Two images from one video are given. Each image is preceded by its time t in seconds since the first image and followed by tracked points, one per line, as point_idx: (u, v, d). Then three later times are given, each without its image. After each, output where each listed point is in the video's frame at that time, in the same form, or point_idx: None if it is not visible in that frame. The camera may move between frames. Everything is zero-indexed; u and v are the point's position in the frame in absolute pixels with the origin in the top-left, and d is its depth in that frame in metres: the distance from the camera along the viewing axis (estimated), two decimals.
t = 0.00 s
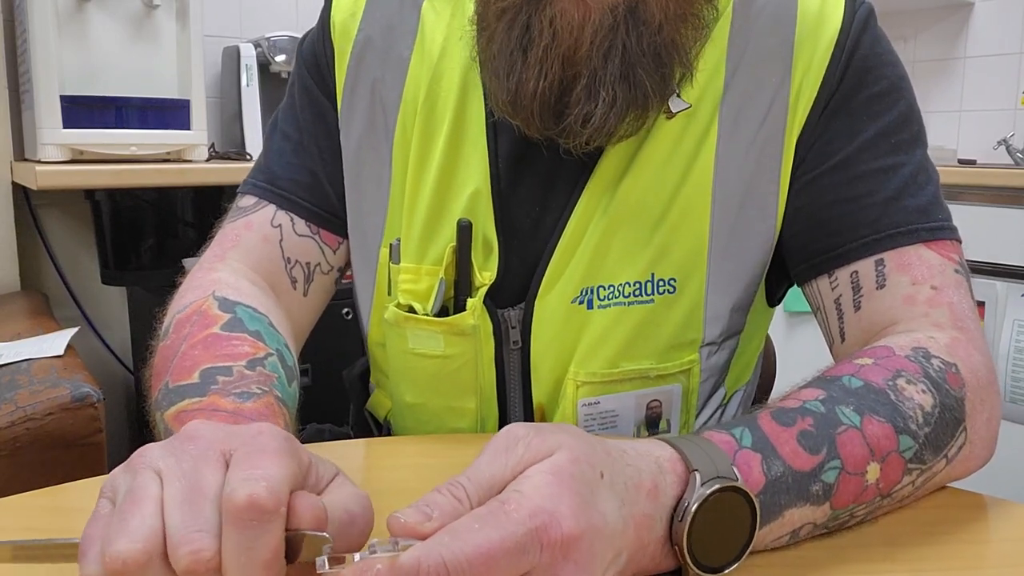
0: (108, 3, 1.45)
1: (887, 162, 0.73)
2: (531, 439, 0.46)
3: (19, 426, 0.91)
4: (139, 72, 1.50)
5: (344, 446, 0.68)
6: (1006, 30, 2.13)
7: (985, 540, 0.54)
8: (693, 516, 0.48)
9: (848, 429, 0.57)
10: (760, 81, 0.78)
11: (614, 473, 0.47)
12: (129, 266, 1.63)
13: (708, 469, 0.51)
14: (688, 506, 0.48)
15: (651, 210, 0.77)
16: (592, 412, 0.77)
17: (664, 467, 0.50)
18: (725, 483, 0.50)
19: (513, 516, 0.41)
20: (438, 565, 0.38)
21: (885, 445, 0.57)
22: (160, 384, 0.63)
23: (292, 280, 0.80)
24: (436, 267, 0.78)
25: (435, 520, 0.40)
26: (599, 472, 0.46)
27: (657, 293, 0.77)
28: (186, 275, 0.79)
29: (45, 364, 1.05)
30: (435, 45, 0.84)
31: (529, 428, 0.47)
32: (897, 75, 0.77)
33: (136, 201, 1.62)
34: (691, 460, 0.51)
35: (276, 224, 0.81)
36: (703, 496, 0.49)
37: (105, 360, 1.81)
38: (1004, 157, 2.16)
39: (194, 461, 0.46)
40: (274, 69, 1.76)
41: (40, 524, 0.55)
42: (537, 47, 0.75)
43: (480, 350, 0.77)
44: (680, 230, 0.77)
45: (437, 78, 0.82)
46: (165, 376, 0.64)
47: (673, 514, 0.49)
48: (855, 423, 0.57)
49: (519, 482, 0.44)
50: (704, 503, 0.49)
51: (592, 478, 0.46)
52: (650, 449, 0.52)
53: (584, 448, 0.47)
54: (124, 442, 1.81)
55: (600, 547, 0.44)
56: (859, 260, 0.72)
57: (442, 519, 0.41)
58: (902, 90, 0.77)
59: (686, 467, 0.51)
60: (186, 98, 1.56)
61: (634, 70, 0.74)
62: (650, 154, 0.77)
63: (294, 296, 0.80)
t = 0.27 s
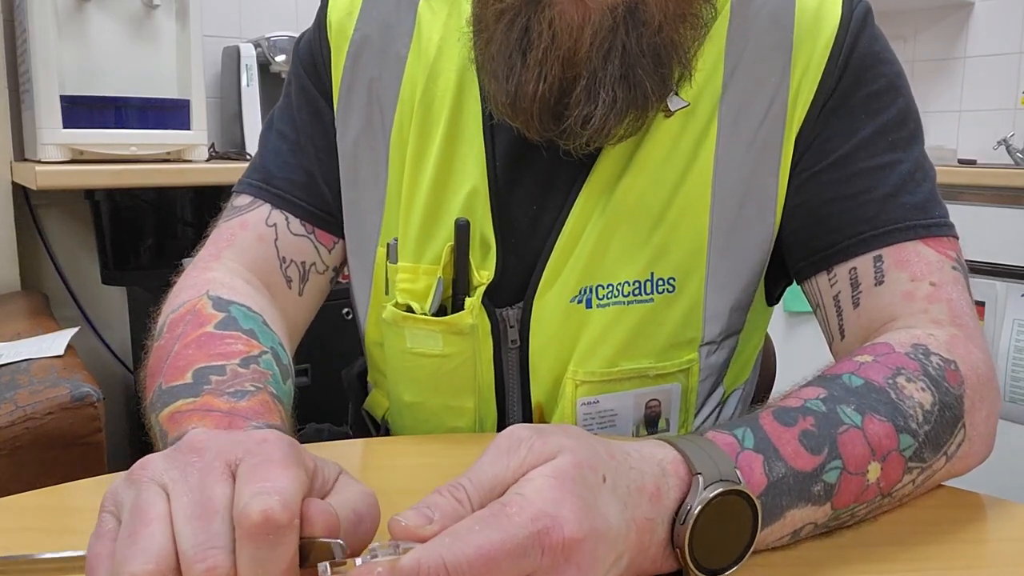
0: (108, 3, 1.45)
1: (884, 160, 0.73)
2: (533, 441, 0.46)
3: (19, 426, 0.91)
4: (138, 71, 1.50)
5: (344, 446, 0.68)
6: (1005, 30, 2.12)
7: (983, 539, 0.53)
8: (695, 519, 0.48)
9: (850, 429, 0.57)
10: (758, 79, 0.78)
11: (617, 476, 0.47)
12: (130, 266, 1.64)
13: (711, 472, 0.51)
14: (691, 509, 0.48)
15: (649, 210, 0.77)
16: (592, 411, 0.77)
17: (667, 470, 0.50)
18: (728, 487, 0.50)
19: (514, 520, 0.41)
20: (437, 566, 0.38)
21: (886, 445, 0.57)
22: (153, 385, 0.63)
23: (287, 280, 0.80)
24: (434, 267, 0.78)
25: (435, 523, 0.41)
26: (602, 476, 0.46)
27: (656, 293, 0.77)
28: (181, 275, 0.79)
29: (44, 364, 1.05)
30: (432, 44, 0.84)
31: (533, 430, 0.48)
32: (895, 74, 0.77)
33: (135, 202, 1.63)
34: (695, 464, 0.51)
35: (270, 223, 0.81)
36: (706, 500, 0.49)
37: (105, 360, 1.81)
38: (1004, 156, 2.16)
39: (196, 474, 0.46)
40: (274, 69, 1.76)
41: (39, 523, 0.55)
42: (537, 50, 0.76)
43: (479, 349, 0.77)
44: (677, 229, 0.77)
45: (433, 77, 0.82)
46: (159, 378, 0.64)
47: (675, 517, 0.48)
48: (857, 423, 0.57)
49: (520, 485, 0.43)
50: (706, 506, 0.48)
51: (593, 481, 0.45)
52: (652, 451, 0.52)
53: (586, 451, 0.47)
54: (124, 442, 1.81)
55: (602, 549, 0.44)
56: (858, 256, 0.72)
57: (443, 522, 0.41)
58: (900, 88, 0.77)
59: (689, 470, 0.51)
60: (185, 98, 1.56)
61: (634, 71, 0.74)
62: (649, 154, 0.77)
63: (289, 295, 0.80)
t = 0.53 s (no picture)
0: (108, 3, 1.45)
1: (883, 160, 0.73)
2: (541, 441, 0.46)
3: (19, 426, 0.92)
4: (138, 71, 1.50)
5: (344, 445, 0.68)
6: (1005, 30, 2.12)
7: (979, 539, 0.54)
8: (694, 518, 0.48)
9: (846, 429, 0.57)
10: (757, 79, 0.78)
11: (617, 476, 0.47)
12: (130, 266, 1.64)
13: (709, 471, 0.51)
14: (690, 509, 0.48)
15: (649, 209, 0.77)
16: (592, 411, 0.77)
17: (664, 469, 0.50)
18: (726, 486, 0.50)
19: (517, 521, 0.40)
20: (440, 566, 0.38)
21: (884, 444, 0.57)
22: (158, 383, 0.63)
23: (287, 280, 0.80)
24: (435, 266, 0.78)
25: (441, 520, 0.40)
26: (604, 476, 0.46)
27: (655, 292, 0.77)
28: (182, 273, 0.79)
29: (45, 364, 1.05)
30: (431, 44, 0.84)
31: (539, 429, 0.47)
32: (894, 74, 0.77)
33: (135, 202, 1.63)
34: (692, 463, 0.51)
35: (270, 223, 0.81)
36: (703, 499, 0.49)
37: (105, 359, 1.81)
38: (1004, 157, 2.16)
39: (240, 459, 0.44)
40: (274, 69, 1.76)
41: (39, 524, 0.55)
42: (536, 46, 0.75)
43: (480, 349, 0.77)
44: (678, 228, 0.77)
45: (433, 78, 0.82)
46: (162, 378, 0.63)
47: (674, 516, 0.48)
48: (852, 423, 0.57)
49: (520, 485, 0.43)
50: (705, 505, 0.49)
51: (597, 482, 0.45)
52: (650, 451, 0.52)
53: (591, 451, 0.47)
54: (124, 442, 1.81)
55: (600, 549, 0.44)
56: (855, 259, 0.72)
57: (448, 520, 0.40)
58: (899, 89, 0.77)
59: (687, 469, 0.51)
60: (185, 98, 1.56)
61: (633, 68, 0.74)
62: (649, 153, 0.77)
63: (289, 294, 0.80)
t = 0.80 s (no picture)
0: (108, 3, 1.45)
1: (887, 164, 0.73)
2: (562, 439, 0.46)
3: (19, 426, 0.92)
4: (138, 71, 1.50)
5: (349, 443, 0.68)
6: (1005, 31, 2.13)
7: (982, 540, 0.54)
8: (700, 523, 0.48)
9: (851, 433, 0.57)
10: (762, 82, 0.78)
11: (632, 482, 0.47)
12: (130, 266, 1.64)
13: (717, 479, 0.51)
14: (696, 515, 0.48)
15: (654, 209, 0.77)
16: (594, 411, 0.77)
17: (674, 475, 0.50)
18: (733, 492, 0.50)
19: (532, 525, 0.41)
20: (451, 566, 0.38)
21: (888, 449, 0.57)
22: (164, 384, 0.63)
23: (295, 282, 0.80)
24: (440, 267, 0.78)
25: (455, 514, 0.41)
26: (621, 483, 0.46)
27: (659, 293, 0.77)
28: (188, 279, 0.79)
29: (45, 364, 1.05)
30: (437, 44, 0.84)
31: (560, 428, 0.47)
32: (898, 79, 0.77)
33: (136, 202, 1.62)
34: (700, 469, 0.51)
35: (278, 227, 0.81)
36: (711, 505, 0.49)
37: (104, 359, 1.81)
38: (1004, 157, 2.16)
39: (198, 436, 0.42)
40: (274, 69, 1.76)
41: (43, 525, 0.55)
42: (540, 43, 0.75)
43: (485, 349, 0.77)
44: (682, 229, 0.77)
45: (439, 80, 0.82)
46: (169, 378, 0.63)
47: (680, 522, 0.48)
48: (858, 428, 0.57)
49: (528, 489, 0.43)
50: (711, 510, 0.49)
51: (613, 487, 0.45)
52: (659, 456, 0.51)
53: (609, 456, 0.47)
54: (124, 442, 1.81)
55: (609, 553, 0.44)
56: (859, 264, 0.72)
57: (461, 514, 0.41)
58: (903, 93, 0.77)
59: (694, 475, 0.51)
60: (185, 98, 1.56)
61: (637, 65, 0.74)
62: (654, 153, 0.77)
63: (297, 298, 0.80)
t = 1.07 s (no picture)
0: (108, 3, 1.45)
1: (886, 166, 0.73)
2: (572, 438, 0.45)
3: (19, 426, 0.92)
4: (138, 71, 1.50)
5: (349, 443, 0.69)
6: (1005, 30, 2.13)
7: (983, 540, 0.54)
8: (702, 526, 0.48)
9: (854, 435, 0.57)
10: (762, 84, 0.78)
11: (635, 486, 0.47)
12: (130, 265, 1.64)
13: (720, 482, 0.51)
14: (698, 517, 0.48)
15: (653, 213, 0.77)
16: (594, 414, 0.77)
17: (677, 478, 0.50)
18: (736, 496, 0.50)
19: (532, 525, 0.41)
20: (448, 561, 0.38)
21: (890, 451, 0.57)
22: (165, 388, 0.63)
23: (298, 290, 0.80)
24: (435, 272, 0.78)
25: (455, 508, 0.41)
26: (624, 489, 0.46)
27: (658, 295, 0.77)
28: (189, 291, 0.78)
29: (45, 364, 1.05)
30: (434, 48, 0.84)
31: (573, 426, 0.46)
32: (898, 78, 0.77)
33: (135, 202, 1.63)
34: (703, 472, 0.51)
35: (280, 236, 0.81)
36: (714, 508, 0.49)
37: (104, 359, 1.81)
38: (1004, 157, 2.16)
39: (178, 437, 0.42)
40: (274, 69, 1.76)
41: (43, 525, 0.55)
42: (537, 47, 0.76)
43: (481, 354, 0.77)
44: (681, 232, 0.77)
45: (437, 84, 0.82)
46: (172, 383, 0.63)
47: (682, 524, 0.48)
48: (860, 429, 0.57)
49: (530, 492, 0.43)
50: (715, 513, 0.49)
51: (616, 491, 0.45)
52: (662, 459, 0.51)
53: (618, 462, 0.46)
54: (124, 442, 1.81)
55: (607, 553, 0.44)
56: (860, 266, 0.72)
57: (463, 509, 0.41)
58: (903, 93, 0.77)
59: (697, 478, 0.51)
60: (185, 98, 1.55)
61: (635, 66, 0.74)
62: (654, 156, 0.77)
63: (300, 306, 0.80)
